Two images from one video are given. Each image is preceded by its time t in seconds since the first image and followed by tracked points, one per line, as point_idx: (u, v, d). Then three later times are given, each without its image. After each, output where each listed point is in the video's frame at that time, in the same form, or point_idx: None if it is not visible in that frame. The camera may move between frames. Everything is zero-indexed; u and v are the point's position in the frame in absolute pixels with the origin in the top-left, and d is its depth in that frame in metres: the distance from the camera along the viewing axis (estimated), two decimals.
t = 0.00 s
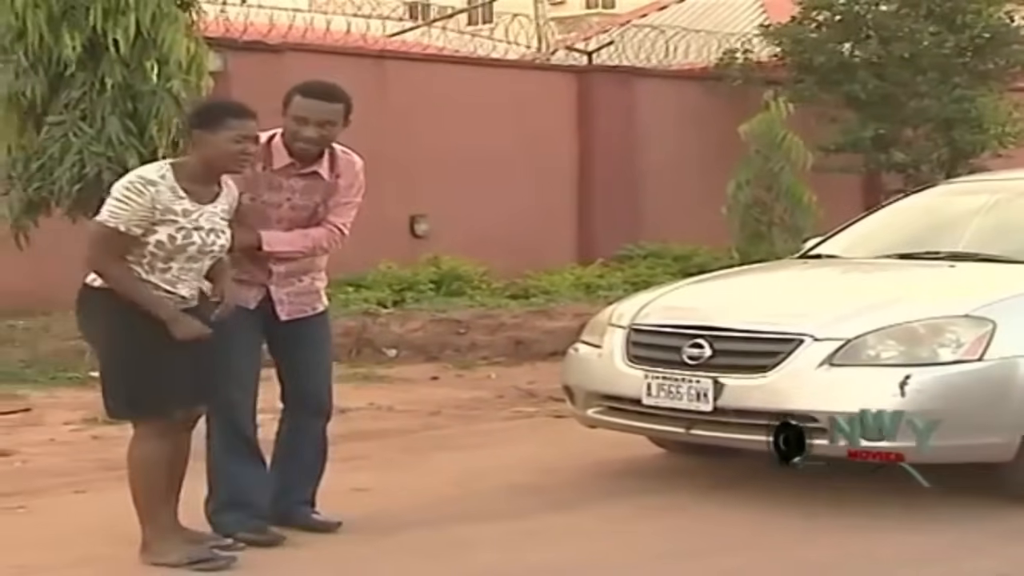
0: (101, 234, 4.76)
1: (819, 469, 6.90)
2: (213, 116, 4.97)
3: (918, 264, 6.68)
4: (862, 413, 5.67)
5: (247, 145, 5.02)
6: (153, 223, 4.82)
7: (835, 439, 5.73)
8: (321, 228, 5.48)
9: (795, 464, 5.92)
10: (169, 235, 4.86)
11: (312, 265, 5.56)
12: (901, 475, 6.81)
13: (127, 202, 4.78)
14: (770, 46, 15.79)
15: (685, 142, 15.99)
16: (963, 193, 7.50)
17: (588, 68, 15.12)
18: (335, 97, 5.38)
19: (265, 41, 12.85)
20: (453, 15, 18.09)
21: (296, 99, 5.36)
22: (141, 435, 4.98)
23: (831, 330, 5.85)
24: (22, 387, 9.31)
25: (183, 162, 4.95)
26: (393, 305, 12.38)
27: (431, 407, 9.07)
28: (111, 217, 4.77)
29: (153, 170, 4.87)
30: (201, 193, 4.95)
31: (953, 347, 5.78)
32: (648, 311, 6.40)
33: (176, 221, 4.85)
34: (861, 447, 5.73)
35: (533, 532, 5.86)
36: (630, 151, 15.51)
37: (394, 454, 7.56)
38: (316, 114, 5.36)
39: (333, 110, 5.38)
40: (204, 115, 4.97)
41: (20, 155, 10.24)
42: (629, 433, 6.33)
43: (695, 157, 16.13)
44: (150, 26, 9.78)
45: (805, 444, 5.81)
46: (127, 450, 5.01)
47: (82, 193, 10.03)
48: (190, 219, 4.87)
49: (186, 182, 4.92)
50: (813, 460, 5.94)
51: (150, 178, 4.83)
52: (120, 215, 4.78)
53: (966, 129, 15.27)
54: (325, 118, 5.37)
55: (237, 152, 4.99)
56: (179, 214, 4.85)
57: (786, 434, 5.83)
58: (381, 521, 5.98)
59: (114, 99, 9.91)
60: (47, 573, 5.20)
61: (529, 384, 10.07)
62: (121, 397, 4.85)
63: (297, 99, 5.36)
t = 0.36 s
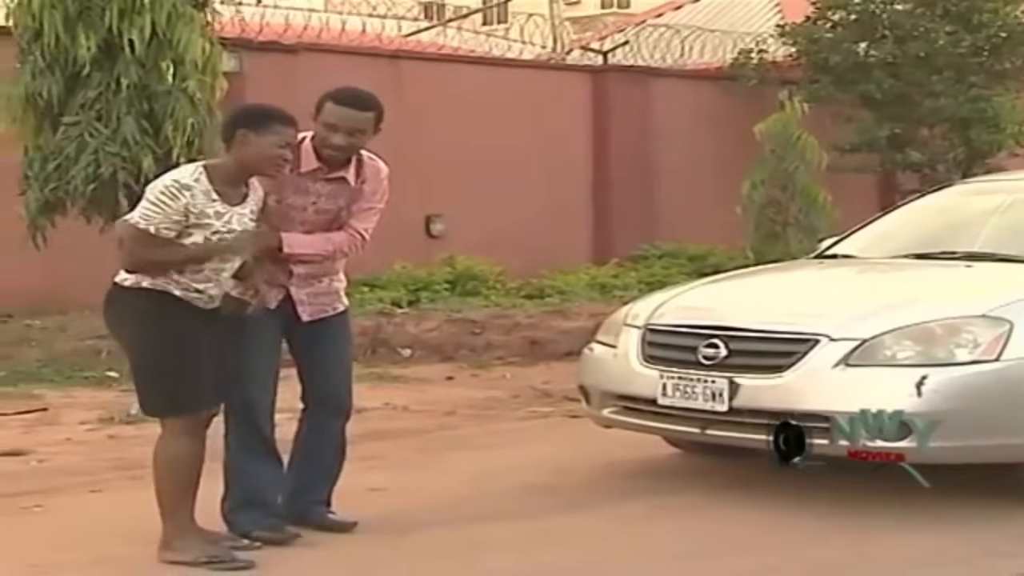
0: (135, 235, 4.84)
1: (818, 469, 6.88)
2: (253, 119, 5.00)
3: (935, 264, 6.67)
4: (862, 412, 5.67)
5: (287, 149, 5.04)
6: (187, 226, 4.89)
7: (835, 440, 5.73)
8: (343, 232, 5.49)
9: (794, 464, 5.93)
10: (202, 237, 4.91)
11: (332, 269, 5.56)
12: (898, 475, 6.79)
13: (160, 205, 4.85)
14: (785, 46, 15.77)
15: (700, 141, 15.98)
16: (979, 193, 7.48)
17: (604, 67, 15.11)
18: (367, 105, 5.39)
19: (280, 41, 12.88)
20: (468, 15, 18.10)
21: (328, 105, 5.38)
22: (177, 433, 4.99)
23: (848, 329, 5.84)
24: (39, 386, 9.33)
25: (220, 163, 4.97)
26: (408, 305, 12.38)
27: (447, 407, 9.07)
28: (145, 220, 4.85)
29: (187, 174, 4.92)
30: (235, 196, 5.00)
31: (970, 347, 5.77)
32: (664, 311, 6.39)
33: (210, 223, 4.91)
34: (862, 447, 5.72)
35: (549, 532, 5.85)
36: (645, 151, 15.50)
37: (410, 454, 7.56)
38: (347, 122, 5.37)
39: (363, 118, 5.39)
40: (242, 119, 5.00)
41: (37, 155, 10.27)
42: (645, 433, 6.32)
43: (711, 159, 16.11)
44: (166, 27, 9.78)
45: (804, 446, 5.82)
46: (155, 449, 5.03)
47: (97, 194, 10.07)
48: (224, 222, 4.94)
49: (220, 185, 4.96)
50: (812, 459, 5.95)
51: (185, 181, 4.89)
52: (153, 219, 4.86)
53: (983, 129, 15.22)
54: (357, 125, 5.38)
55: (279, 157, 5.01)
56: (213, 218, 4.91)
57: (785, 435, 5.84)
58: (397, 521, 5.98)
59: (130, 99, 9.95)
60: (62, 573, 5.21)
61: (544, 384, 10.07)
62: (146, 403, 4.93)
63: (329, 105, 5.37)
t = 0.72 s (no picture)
0: (185, 226, 4.82)
1: (817, 469, 6.88)
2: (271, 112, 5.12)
3: (944, 263, 6.67)
4: (862, 412, 5.67)
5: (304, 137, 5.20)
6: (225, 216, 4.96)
7: (834, 439, 5.74)
8: (348, 233, 5.53)
9: (794, 464, 5.94)
10: (236, 229, 5.01)
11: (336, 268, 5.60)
12: (898, 475, 6.79)
13: (201, 196, 4.87)
14: (793, 46, 15.77)
15: (709, 141, 15.98)
16: (988, 192, 7.48)
17: (613, 66, 15.11)
18: (383, 108, 5.42)
19: (289, 41, 12.90)
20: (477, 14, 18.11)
21: (345, 106, 5.40)
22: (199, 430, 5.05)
23: (857, 329, 5.83)
24: (49, 385, 9.35)
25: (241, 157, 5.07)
26: (417, 304, 12.40)
27: (456, 406, 9.08)
28: (191, 210, 4.84)
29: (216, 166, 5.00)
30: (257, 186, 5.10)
31: (979, 347, 5.76)
32: (672, 311, 6.39)
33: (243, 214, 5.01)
34: (861, 446, 5.73)
35: (557, 531, 5.86)
36: (654, 150, 15.50)
37: (419, 453, 7.57)
38: (364, 124, 5.40)
39: (380, 120, 5.42)
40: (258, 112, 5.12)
41: (46, 154, 10.27)
42: (654, 432, 6.33)
43: (720, 159, 16.10)
44: (175, 27, 9.87)
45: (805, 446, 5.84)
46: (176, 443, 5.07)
47: (107, 193, 10.09)
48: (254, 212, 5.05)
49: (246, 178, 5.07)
50: (812, 459, 5.97)
51: (218, 173, 4.97)
52: (196, 208, 4.85)
53: (992, 128, 15.20)
54: (371, 128, 5.42)
55: (298, 146, 5.17)
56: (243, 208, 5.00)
57: (785, 435, 5.86)
58: (407, 520, 5.99)
59: (140, 98, 9.99)
60: (73, 570, 5.22)
61: (553, 384, 10.07)
62: (169, 401, 5.00)
63: (347, 106, 5.39)
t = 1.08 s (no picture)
0: (188, 209, 4.87)
1: (817, 469, 6.80)
2: (288, 107, 5.18)
3: (958, 258, 6.66)
4: (862, 411, 5.68)
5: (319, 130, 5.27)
6: (239, 206, 4.98)
7: (834, 437, 5.76)
8: (332, 225, 5.56)
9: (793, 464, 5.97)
10: (257, 222, 5.02)
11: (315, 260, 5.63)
12: (896, 476, 6.70)
13: (217, 182, 4.92)
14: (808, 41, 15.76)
15: (723, 136, 15.96)
16: (1003, 187, 7.46)
17: (628, 61, 15.09)
18: (375, 99, 5.47)
19: (304, 36, 12.91)
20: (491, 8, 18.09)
21: (339, 97, 5.42)
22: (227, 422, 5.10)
23: (871, 324, 5.82)
24: (64, 380, 9.38)
25: (266, 154, 5.12)
26: (431, 299, 12.41)
27: (470, 401, 9.09)
28: (201, 193, 4.89)
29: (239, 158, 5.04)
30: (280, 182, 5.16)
31: (995, 342, 5.75)
32: (687, 306, 6.39)
33: (261, 207, 5.02)
34: (862, 445, 5.75)
35: (572, 526, 5.86)
36: (669, 145, 15.48)
37: (433, 447, 7.58)
38: (358, 115, 5.43)
39: (372, 111, 5.46)
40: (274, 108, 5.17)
41: (62, 149, 10.30)
42: (668, 427, 6.32)
43: (734, 154, 16.09)
44: (190, 22, 9.90)
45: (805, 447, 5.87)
46: (196, 436, 5.14)
47: (122, 188, 10.12)
48: (272, 209, 5.07)
49: (271, 172, 5.12)
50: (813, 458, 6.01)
51: (240, 163, 5.00)
52: (207, 192, 4.90)
53: (1007, 122, 15.16)
54: (364, 121, 5.45)
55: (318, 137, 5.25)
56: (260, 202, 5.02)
57: (785, 435, 5.89)
58: (421, 515, 6.00)
59: (155, 93, 10.02)
60: (86, 564, 5.24)
61: (568, 379, 10.06)
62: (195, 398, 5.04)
63: (340, 97, 5.42)
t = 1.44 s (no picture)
0: (225, 208, 4.92)
1: (817, 468, 6.79)
2: (331, 111, 5.21)
3: (973, 258, 6.64)
4: (861, 412, 5.69)
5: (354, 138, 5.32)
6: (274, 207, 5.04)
7: (834, 436, 5.77)
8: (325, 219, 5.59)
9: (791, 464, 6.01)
10: (292, 221, 5.10)
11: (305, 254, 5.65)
12: (896, 476, 6.68)
13: (254, 182, 4.97)
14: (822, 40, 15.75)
15: (737, 135, 15.94)
16: (1017, 186, 7.43)
17: (641, 61, 15.08)
18: (367, 91, 5.53)
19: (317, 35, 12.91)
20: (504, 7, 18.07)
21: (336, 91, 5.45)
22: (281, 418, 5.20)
23: (886, 323, 5.81)
24: (78, 379, 9.40)
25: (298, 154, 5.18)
26: (444, 298, 12.41)
27: (483, 400, 9.08)
28: (239, 193, 4.93)
29: (274, 158, 5.09)
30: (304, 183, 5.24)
31: (1010, 342, 5.73)
32: (700, 305, 6.38)
33: (293, 207, 5.10)
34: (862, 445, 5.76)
35: (586, 525, 5.85)
36: (682, 144, 15.47)
37: (446, 446, 7.57)
38: (356, 107, 5.46)
39: (368, 103, 5.52)
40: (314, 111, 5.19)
41: (76, 149, 10.32)
42: (681, 426, 6.32)
43: (747, 153, 16.07)
44: (205, 21, 9.92)
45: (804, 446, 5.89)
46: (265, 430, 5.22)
47: (136, 187, 10.15)
48: (303, 208, 5.15)
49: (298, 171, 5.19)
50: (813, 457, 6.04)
51: (276, 162, 5.06)
52: (245, 193, 4.95)
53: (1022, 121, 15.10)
54: (362, 114, 5.50)
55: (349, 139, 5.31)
56: (293, 202, 5.08)
57: (785, 435, 5.91)
58: (435, 514, 6.00)
59: (169, 93, 10.04)
60: (100, 563, 5.25)
61: (580, 378, 10.05)
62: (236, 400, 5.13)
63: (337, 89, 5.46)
